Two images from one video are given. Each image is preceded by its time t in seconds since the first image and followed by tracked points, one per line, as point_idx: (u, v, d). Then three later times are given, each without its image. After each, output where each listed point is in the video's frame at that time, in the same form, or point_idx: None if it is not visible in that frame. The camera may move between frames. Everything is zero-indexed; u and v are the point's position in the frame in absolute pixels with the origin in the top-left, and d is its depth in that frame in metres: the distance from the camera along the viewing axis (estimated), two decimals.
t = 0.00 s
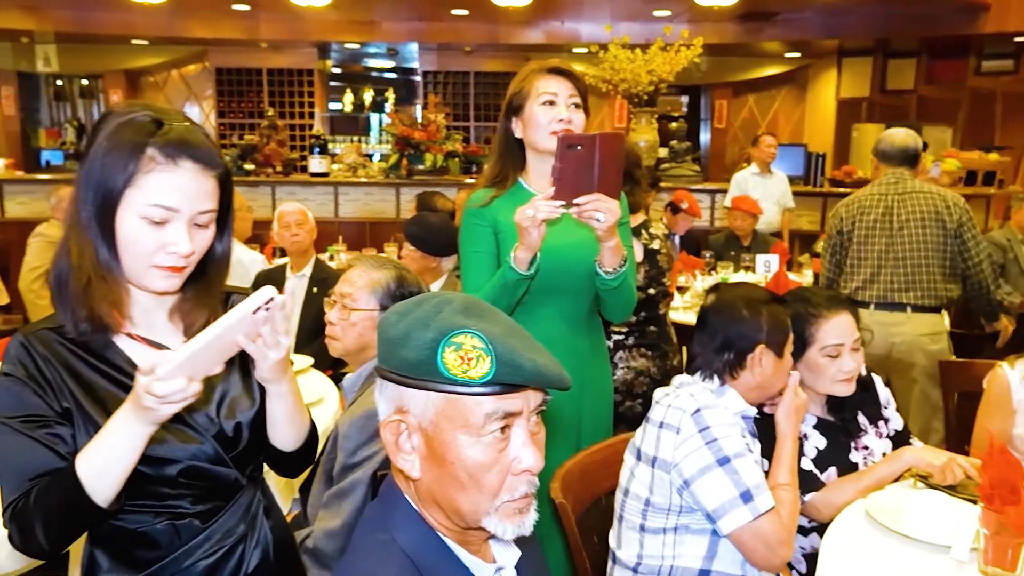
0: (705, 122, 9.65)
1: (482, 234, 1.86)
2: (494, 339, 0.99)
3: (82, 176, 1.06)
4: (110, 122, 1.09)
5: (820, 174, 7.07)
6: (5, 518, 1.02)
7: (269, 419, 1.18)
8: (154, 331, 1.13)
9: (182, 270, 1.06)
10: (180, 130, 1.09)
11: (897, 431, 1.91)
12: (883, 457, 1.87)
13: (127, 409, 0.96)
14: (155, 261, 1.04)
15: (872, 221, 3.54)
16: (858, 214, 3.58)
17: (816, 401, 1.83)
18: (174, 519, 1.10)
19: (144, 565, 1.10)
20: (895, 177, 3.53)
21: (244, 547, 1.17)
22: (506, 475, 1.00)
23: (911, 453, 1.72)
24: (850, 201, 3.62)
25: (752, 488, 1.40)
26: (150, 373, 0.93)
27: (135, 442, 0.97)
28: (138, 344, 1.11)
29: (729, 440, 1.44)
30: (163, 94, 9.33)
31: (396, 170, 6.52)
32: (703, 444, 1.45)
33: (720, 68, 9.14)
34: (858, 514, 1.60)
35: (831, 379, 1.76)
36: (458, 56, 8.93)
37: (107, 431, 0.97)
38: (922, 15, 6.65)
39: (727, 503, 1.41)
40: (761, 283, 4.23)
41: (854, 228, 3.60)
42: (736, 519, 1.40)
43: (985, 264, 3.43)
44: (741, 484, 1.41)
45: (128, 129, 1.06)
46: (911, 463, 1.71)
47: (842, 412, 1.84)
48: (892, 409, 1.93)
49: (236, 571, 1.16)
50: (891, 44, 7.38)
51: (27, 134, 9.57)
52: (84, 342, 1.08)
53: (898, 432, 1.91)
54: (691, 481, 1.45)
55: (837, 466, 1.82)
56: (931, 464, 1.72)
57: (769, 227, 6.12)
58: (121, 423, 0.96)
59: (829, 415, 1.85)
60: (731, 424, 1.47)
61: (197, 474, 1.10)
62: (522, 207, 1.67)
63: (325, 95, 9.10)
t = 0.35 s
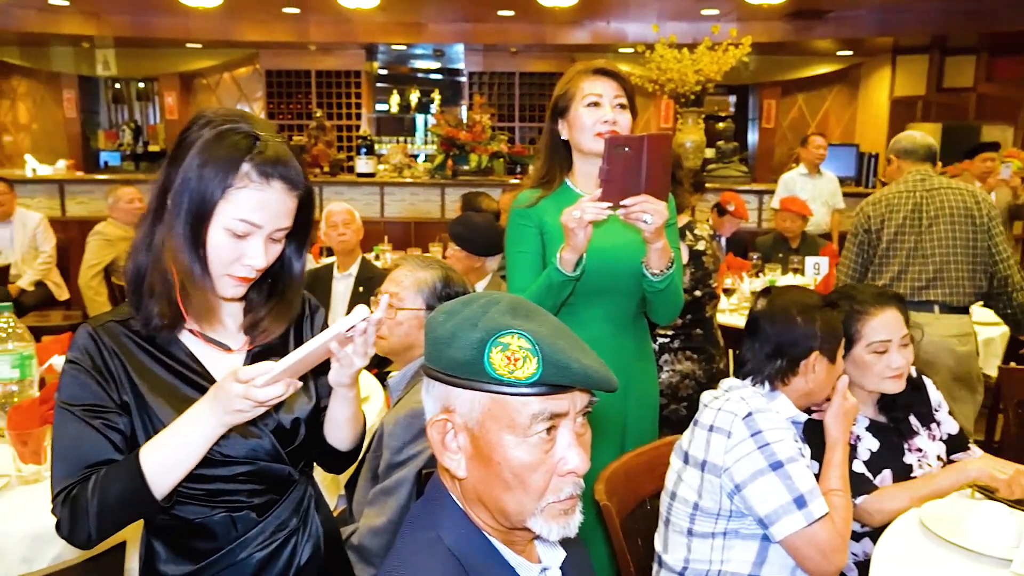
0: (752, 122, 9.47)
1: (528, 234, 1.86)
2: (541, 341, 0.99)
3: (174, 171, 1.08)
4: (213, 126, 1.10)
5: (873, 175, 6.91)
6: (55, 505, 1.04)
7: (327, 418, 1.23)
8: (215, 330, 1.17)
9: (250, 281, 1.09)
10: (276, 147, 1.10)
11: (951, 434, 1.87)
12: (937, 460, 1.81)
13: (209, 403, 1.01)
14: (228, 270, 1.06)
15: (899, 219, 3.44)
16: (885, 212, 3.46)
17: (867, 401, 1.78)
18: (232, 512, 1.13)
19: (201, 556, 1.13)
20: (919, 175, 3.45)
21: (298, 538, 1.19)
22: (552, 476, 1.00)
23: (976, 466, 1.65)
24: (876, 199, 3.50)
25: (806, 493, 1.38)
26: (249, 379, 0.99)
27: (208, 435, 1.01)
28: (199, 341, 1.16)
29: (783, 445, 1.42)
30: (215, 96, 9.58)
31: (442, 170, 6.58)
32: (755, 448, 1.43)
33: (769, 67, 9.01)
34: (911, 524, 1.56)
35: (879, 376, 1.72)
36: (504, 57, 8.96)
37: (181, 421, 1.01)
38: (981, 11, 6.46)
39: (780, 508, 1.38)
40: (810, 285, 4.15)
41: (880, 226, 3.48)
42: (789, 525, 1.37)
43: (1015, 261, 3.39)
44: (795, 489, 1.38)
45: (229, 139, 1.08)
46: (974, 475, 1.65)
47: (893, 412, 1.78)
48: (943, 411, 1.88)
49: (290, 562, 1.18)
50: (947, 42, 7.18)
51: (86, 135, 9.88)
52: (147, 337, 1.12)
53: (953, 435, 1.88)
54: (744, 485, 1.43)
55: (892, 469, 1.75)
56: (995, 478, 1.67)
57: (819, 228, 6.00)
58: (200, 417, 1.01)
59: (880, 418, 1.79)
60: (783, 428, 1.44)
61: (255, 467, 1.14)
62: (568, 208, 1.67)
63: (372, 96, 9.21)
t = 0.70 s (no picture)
0: (791, 122, 9.36)
1: (565, 234, 1.86)
2: (577, 342, 0.98)
3: (228, 171, 1.09)
4: (265, 129, 1.11)
5: (916, 176, 6.77)
6: (99, 513, 1.03)
7: (364, 417, 1.27)
8: (255, 332, 1.20)
9: (292, 283, 1.13)
10: (328, 153, 1.12)
11: (997, 434, 1.83)
12: (985, 460, 1.79)
13: (265, 404, 1.02)
14: (276, 274, 1.09)
15: (956, 222, 3.33)
16: (941, 213, 3.35)
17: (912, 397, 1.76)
18: (274, 511, 1.15)
19: (241, 555, 1.14)
20: (974, 176, 3.35)
21: (335, 536, 1.21)
22: (588, 478, 1.00)
23: None
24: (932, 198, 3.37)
25: (835, 501, 1.35)
26: (312, 381, 1.02)
27: (260, 434, 1.02)
28: (240, 342, 1.19)
29: (812, 452, 1.39)
30: (254, 97, 9.72)
31: (477, 171, 6.60)
32: (783, 454, 1.41)
33: (809, 66, 8.88)
34: (956, 532, 1.53)
35: (917, 367, 1.70)
36: (540, 57, 8.95)
37: (234, 424, 1.02)
38: None
39: (809, 517, 1.36)
40: (849, 288, 4.09)
41: (936, 227, 3.37)
42: (817, 534, 1.35)
43: None
44: (823, 498, 1.35)
45: (287, 144, 1.09)
46: None
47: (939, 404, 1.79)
48: (990, 410, 1.84)
49: (328, 560, 1.20)
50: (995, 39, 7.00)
51: (130, 136, 10.12)
52: (188, 340, 1.15)
53: (1000, 434, 1.84)
54: (773, 489, 1.40)
55: (940, 465, 1.73)
56: None
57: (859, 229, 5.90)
58: (256, 416, 1.02)
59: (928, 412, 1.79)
60: (813, 434, 1.42)
61: (296, 467, 1.16)
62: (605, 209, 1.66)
63: (409, 97, 9.28)
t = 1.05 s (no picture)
0: (824, 122, 9.24)
1: (598, 237, 1.86)
2: (610, 343, 0.98)
3: (268, 176, 1.08)
4: (303, 133, 1.11)
5: (954, 177, 6.64)
6: (133, 517, 1.04)
7: (393, 415, 1.28)
8: (289, 337, 1.21)
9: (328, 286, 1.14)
10: (364, 158, 1.13)
11: None
12: None
13: (309, 404, 1.04)
14: (316, 279, 1.10)
15: (1006, 217, 3.42)
16: (992, 208, 3.43)
17: (954, 398, 1.76)
18: (306, 514, 1.16)
19: (274, 557, 1.15)
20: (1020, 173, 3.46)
21: (364, 536, 1.22)
22: (619, 481, 0.99)
23: None
24: (985, 192, 3.45)
25: (805, 533, 1.34)
26: (361, 391, 1.04)
27: (302, 436, 1.03)
28: (274, 349, 1.20)
29: (805, 479, 1.38)
30: (286, 98, 9.82)
31: (506, 171, 6.60)
32: (779, 474, 1.40)
33: (843, 65, 8.75)
34: (994, 541, 1.49)
35: (957, 371, 1.69)
36: (570, 58, 8.93)
37: (272, 428, 1.04)
38: None
39: (778, 540, 1.37)
40: (884, 291, 4.02)
41: (988, 221, 3.45)
42: (782, 559, 1.36)
43: None
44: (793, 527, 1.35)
45: (326, 151, 1.09)
46: None
47: (983, 405, 1.78)
48: None
49: (358, 559, 1.21)
50: None
51: (165, 137, 10.30)
52: (221, 345, 1.16)
53: None
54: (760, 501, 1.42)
55: (985, 465, 1.75)
56: None
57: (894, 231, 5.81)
58: (296, 419, 1.04)
59: (971, 414, 1.79)
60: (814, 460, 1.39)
61: (327, 470, 1.17)
62: (641, 212, 1.65)
63: (439, 98, 9.34)
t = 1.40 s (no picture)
0: (860, 122, 9.11)
1: (633, 238, 1.86)
2: (645, 344, 0.98)
3: (317, 179, 1.09)
4: (349, 136, 1.11)
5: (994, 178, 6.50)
6: (171, 510, 1.05)
7: (429, 412, 1.30)
8: (332, 337, 1.23)
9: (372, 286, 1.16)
10: (407, 160, 1.14)
11: None
12: None
13: (348, 404, 1.05)
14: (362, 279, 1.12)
15: None
16: (1010, 208, 3.06)
17: (992, 399, 1.77)
18: (342, 511, 1.17)
19: (311, 553, 1.16)
20: None
21: (400, 534, 1.23)
22: (652, 483, 0.99)
23: None
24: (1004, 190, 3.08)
25: (780, 548, 1.41)
26: (398, 390, 1.06)
27: (339, 434, 1.05)
28: (317, 349, 1.22)
29: (798, 498, 1.41)
30: (319, 99, 9.93)
31: (537, 172, 6.60)
32: (774, 487, 1.43)
33: (880, 65, 8.61)
34: None
35: (995, 367, 1.72)
36: (601, 58, 8.91)
37: (311, 425, 1.05)
38: None
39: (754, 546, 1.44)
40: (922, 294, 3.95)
41: (1001, 221, 3.08)
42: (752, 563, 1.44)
43: None
44: (768, 541, 1.42)
45: (373, 153, 1.11)
46: None
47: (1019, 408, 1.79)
48: None
49: (394, 558, 1.22)
50: None
51: (201, 137, 10.47)
52: (265, 344, 1.18)
53: None
54: (749, 505, 1.47)
55: None
56: None
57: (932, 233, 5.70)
58: (333, 418, 1.05)
59: (1009, 418, 1.80)
60: (813, 480, 1.42)
61: (364, 471, 1.18)
62: (679, 215, 1.64)
63: (469, 99, 9.38)
